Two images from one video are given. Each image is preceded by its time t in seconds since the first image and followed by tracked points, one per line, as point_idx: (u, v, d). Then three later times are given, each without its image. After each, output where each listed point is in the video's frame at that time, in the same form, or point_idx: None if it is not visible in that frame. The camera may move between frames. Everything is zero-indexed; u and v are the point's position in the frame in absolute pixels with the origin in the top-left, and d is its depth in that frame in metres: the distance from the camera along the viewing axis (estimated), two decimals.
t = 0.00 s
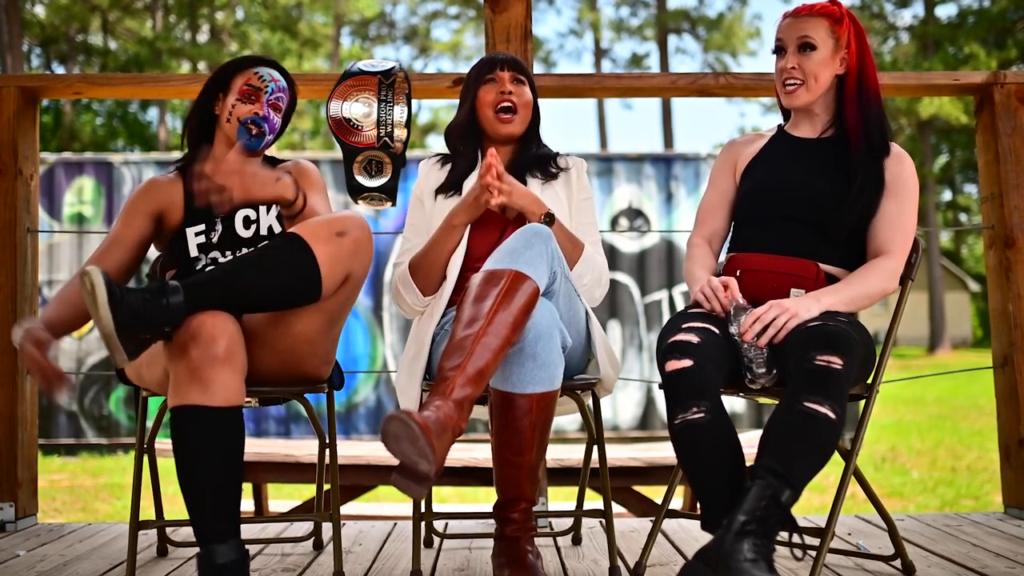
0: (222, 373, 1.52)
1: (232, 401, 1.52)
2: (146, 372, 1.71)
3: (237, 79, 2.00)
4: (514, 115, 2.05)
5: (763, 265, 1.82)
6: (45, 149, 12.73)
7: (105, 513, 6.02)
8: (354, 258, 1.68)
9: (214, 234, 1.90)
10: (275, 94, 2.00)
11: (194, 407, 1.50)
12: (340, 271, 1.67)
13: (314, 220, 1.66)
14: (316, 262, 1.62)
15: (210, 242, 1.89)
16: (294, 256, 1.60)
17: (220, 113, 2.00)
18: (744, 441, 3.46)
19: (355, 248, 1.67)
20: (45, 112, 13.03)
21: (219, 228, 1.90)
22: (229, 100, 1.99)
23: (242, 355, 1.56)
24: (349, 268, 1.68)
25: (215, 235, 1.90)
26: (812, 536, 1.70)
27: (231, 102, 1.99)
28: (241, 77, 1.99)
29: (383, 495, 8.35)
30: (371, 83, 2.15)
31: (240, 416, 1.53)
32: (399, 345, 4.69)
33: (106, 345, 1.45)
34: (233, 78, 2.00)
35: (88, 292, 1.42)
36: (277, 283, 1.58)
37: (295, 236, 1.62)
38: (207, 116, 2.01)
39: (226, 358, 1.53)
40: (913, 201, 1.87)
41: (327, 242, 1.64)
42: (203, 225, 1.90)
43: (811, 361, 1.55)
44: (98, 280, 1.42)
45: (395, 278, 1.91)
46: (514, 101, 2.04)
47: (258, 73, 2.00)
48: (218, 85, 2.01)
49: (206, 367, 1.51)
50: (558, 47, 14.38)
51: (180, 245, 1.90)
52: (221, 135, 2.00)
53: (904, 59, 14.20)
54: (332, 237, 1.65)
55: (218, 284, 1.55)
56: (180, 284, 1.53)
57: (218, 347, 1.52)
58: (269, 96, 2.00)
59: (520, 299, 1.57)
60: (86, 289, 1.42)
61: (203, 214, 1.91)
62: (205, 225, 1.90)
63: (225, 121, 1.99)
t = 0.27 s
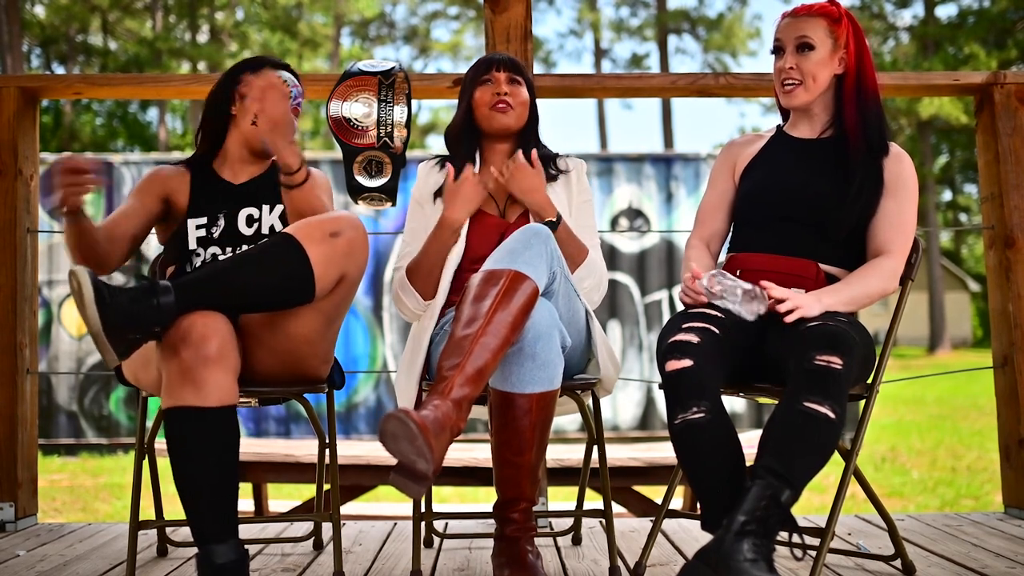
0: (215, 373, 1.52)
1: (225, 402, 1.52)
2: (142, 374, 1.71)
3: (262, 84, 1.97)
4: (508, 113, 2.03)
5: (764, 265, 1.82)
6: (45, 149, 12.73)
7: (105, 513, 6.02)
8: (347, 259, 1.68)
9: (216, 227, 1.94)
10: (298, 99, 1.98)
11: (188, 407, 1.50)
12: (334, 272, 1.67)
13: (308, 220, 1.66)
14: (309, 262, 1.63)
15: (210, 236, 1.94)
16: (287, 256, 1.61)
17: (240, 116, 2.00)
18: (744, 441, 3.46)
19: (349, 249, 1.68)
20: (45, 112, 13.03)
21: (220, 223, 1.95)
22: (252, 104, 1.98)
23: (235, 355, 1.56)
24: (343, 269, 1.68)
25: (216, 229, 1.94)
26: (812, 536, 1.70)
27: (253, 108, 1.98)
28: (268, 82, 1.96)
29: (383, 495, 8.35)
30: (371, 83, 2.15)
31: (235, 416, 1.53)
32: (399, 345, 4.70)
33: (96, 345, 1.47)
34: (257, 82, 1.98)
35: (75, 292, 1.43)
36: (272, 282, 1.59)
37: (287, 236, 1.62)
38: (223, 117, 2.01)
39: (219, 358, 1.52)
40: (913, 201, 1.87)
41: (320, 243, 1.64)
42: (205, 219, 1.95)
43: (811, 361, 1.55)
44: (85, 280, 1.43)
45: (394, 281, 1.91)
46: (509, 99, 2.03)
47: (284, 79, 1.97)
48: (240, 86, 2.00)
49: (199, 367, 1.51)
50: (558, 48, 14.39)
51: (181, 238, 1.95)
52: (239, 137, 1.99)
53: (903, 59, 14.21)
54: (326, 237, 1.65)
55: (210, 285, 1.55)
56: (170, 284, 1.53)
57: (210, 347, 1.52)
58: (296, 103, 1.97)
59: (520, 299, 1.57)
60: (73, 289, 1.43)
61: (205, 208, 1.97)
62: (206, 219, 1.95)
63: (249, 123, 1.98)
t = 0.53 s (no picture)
0: (214, 374, 1.52)
1: (224, 402, 1.52)
2: (142, 374, 1.71)
3: (277, 83, 1.98)
4: (509, 114, 2.04)
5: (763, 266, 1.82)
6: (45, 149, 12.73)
7: (105, 513, 6.02)
8: (351, 267, 1.68)
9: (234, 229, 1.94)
10: (310, 104, 2.03)
11: (187, 408, 1.50)
12: (337, 279, 1.67)
13: (312, 226, 1.66)
14: (312, 267, 1.63)
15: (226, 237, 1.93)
16: (291, 259, 1.60)
17: (257, 115, 1.97)
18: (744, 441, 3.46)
19: (353, 257, 1.68)
20: (45, 112, 13.03)
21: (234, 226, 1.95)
22: (268, 103, 1.97)
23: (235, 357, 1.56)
24: (346, 276, 1.68)
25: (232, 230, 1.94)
26: (812, 536, 1.69)
27: (274, 106, 1.97)
28: (283, 82, 1.98)
29: (384, 495, 8.34)
30: (371, 83, 2.15)
31: (234, 417, 1.53)
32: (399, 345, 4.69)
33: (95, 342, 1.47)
34: (270, 83, 1.98)
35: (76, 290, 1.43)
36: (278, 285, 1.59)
37: (293, 242, 1.62)
38: (238, 117, 1.97)
39: (218, 359, 1.52)
40: (912, 200, 1.87)
41: (324, 249, 1.64)
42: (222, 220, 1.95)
43: (812, 362, 1.55)
44: (85, 278, 1.43)
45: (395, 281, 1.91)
46: (509, 100, 2.03)
47: (297, 80, 1.99)
48: (251, 86, 1.98)
49: (198, 368, 1.51)
50: (558, 48, 14.38)
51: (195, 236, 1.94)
52: (257, 136, 1.98)
53: (904, 59, 14.21)
54: (330, 244, 1.65)
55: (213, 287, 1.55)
56: (172, 283, 1.54)
57: (209, 348, 1.51)
58: (308, 104, 2.02)
59: (522, 300, 1.57)
60: (74, 287, 1.43)
61: (226, 211, 1.96)
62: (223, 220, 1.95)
63: (266, 122, 1.97)
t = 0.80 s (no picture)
0: (233, 373, 1.52)
1: (241, 402, 1.52)
2: (151, 370, 1.71)
3: (274, 83, 1.97)
4: (509, 115, 2.04)
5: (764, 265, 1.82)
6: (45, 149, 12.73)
7: (104, 513, 6.02)
8: (367, 267, 1.69)
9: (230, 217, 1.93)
10: (309, 103, 2.02)
11: (205, 406, 1.50)
12: (354, 279, 1.67)
13: (329, 226, 1.67)
14: (331, 267, 1.63)
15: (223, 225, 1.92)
16: (309, 260, 1.61)
17: (256, 116, 1.97)
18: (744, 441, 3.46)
19: (370, 257, 1.69)
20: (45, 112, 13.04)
21: (233, 214, 1.94)
22: (266, 103, 1.97)
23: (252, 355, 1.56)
24: (362, 276, 1.69)
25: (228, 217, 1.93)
26: (812, 536, 1.69)
27: (272, 107, 1.96)
28: (280, 83, 1.97)
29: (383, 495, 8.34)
30: (371, 83, 2.15)
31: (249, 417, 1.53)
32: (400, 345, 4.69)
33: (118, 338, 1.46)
34: (268, 82, 1.98)
35: (106, 284, 1.44)
36: (298, 283, 1.60)
37: (313, 241, 1.62)
38: (236, 116, 1.98)
39: (237, 358, 1.52)
40: (912, 200, 1.87)
41: (343, 248, 1.65)
42: (218, 207, 1.94)
43: (810, 361, 1.55)
44: (116, 272, 1.44)
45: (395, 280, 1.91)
46: (510, 101, 2.03)
47: (295, 80, 1.99)
48: (250, 86, 1.98)
49: (217, 367, 1.51)
50: (558, 48, 14.38)
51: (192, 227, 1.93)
52: (255, 137, 1.98)
53: (904, 59, 14.21)
54: (348, 244, 1.66)
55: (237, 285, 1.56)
56: (193, 280, 1.54)
57: (229, 347, 1.51)
58: (306, 104, 2.01)
59: (517, 299, 1.57)
60: (105, 281, 1.44)
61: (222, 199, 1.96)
62: (218, 207, 1.94)
63: (264, 123, 1.96)
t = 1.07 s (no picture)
0: (227, 373, 1.52)
1: (236, 402, 1.52)
2: (148, 370, 1.71)
3: (270, 85, 1.97)
4: (508, 115, 2.04)
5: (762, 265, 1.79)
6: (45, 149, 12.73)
7: (105, 513, 6.02)
8: (362, 266, 1.68)
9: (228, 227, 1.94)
10: (306, 105, 2.01)
11: (200, 407, 1.50)
12: (349, 277, 1.67)
13: (325, 224, 1.67)
14: (326, 266, 1.63)
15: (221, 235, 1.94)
16: (304, 258, 1.61)
17: (252, 117, 1.97)
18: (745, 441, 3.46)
19: (366, 254, 1.68)
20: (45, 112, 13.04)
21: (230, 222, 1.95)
22: (262, 105, 1.97)
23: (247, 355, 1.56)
24: (358, 274, 1.69)
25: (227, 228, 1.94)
26: (812, 536, 1.69)
27: (268, 108, 1.96)
28: (276, 84, 1.97)
29: (384, 495, 8.35)
30: (371, 83, 2.15)
31: (244, 417, 1.53)
32: (400, 345, 4.70)
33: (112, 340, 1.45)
34: (264, 84, 1.97)
35: (97, 285, 1.43)
36: (292, 283, 1.60)
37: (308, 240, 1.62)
38: (233, 119, 1.97)
39: (232, 358, 1.52)
40: (913, 200, 1.87)
41: (338, 246, 1.65)
42: (215, 216, 1.95)
43: (812, 361, 1.55)
44: (107, 273, 1.43)
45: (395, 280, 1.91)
46: (509, 101, 2.03)
47: (291, 82, 1.98)
48: (246, 87, 1.97)
49: (212, 367, 1.51)
50: (558, 47, 14.38)
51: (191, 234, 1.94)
52: (250, 139, 1.97)
53: (903, 59, 14.21)
54: (344, 242, 1.66)
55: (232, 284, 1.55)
56: (187, 281, 1.54)
57: (224, 347, 1.51)
58: (304, 105, 2.01)
59: (519, 299, 1.57)
60: (96, 282, 1.43)
61: (219, 205, 1.96)
62: (217, 216, 1.95)
63: (260, 125, 1.96)
